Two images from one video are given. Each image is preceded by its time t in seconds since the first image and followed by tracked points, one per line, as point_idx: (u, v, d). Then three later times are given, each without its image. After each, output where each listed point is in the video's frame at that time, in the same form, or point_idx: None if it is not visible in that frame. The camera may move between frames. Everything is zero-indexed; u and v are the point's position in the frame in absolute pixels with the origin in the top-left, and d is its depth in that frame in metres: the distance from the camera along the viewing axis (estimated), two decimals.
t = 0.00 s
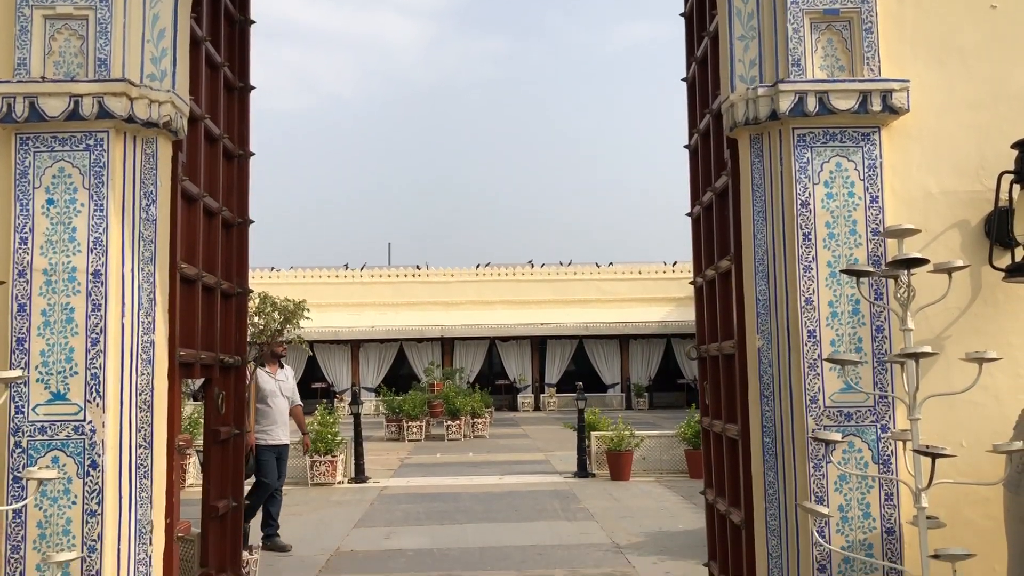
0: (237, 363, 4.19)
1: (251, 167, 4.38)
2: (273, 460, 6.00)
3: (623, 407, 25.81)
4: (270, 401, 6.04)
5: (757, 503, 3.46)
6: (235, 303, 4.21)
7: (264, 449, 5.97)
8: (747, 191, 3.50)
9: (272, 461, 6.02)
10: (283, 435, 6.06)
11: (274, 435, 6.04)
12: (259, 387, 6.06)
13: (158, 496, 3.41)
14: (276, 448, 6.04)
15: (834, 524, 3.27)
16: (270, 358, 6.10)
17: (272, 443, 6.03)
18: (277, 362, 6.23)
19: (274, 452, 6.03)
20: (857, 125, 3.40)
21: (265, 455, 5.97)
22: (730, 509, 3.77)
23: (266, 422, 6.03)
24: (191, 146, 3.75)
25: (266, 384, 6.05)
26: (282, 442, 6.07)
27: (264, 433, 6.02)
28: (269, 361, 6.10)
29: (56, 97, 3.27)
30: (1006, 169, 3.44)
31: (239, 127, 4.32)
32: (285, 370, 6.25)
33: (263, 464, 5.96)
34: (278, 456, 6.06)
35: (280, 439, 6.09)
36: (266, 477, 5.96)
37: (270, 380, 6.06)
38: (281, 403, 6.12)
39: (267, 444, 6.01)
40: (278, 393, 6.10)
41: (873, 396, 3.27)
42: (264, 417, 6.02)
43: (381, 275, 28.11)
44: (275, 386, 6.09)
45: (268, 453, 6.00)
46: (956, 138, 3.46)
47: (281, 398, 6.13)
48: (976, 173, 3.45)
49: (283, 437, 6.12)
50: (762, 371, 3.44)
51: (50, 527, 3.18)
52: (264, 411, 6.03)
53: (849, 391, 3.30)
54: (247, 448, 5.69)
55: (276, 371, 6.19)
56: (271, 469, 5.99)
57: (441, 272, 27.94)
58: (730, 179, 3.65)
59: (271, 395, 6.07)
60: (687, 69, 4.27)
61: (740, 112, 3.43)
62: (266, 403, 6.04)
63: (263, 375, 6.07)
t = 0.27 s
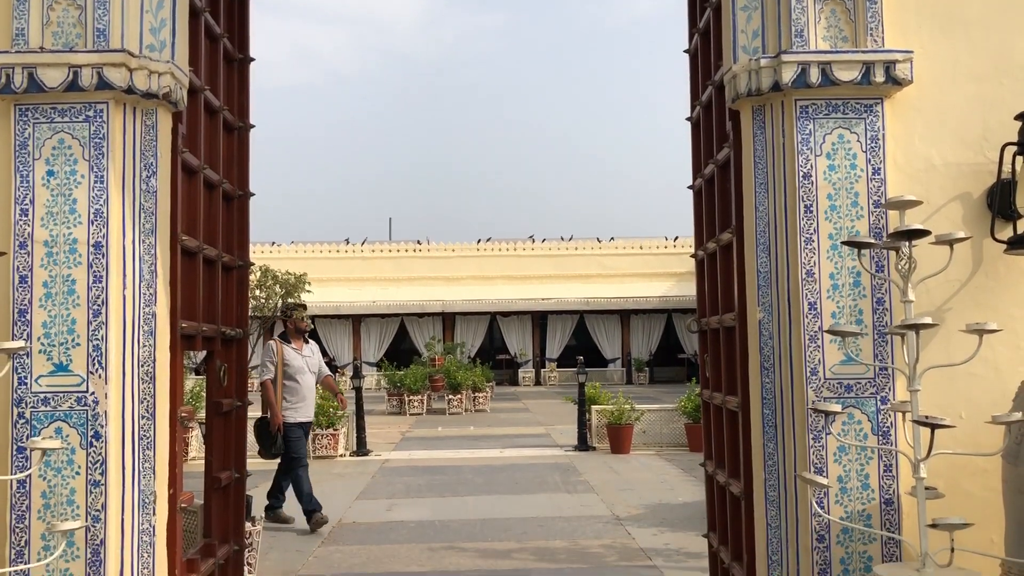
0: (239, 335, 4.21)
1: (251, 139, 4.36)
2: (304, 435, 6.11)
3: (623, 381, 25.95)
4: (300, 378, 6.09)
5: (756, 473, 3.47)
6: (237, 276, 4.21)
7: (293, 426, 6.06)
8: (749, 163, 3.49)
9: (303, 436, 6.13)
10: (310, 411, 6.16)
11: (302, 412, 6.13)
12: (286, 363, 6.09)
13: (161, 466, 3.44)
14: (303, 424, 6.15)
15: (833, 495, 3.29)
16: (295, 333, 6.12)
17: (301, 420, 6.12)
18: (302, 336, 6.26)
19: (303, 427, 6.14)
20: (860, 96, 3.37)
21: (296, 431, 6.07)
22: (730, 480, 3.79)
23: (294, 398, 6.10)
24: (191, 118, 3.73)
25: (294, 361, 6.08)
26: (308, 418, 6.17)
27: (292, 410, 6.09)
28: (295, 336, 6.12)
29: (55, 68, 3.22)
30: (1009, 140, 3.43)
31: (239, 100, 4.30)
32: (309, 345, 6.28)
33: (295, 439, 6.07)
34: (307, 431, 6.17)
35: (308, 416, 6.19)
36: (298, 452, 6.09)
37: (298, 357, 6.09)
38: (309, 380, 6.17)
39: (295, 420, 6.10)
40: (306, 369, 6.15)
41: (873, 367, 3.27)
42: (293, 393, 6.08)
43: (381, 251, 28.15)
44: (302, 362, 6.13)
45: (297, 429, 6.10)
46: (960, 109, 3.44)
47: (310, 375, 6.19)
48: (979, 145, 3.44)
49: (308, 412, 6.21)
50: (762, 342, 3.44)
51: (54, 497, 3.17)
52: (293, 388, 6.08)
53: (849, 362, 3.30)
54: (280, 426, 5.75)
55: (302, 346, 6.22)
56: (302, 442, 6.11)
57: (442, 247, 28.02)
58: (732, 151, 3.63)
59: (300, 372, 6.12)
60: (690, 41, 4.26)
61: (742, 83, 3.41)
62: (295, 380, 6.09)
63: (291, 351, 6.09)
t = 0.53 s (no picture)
0: (241, 315, 4.22)
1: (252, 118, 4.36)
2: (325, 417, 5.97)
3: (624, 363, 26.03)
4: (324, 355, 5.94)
5: (757, 451, 3.48)
6: (239, 255, 4.22)
7: (317, 407, 5.94)
8: (751, 142, 3.48)
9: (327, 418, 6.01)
10: (338, 389, 6.00)
11: (329, 390, 5.99)
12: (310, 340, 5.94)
13: (164, 445, 3.42)
14: (332, 403, 6.01)
15: (833, 473, 3.30)
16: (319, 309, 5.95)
17: (329, 399, 5.98)
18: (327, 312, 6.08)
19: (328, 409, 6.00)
20: (863, 75, 3.35)
21: (317, 412, 5.95)
22: (731, 459, 3.80)
23: (320, 377, 5.95)
24: (192, 96, 3.72)
25: (318, 339, 5.92)
26: (337, 396, 6.02)
27: (319, 389, 5.95)
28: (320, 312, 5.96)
29: (55, 45, 3.20)
30: (1013, 119, 3.42)
31: (240, 78, 4.30)
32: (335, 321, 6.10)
33: (318, 420, 5.97)
34: (335, 411, 6.04)
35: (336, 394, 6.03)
36: (320, 435, 5.97)
37: (321, 334, 5.93)
38: (334, 357, 6.00)
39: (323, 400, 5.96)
40: (330, 346, 5.98)
41: (874, 346, 3.27)
42: (319, 371, 5.93)
43: (383, 233, 28.17)
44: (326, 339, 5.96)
45: (323, 409, 5.98)
46: (964, 89, 3.43)
47: (335, 352, 6.02)
48: (983, 124, 3.43)
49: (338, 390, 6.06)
50: (763, 322, 3.44)
51: (58, 474, 3.17)
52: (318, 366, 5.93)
53: (850, 342, 3.30)
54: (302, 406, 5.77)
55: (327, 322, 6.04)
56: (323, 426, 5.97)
57: (444, 229, 28.05)
58: (735, 130, 3.62)
59: (325, 349, 5.95)
60: (692, 20, 4.25)
61: (745, 62, 3.40)
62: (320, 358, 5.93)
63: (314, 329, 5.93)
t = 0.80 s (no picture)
0: (243, 299, 4.22)
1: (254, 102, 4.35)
2: (343, 408, 5.95)
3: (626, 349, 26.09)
4: (348, 344, 5.86)
5: (757, 436, 3.49)
6: (240, 239, 4.23)
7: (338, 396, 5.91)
8: (754, 127, 3.47)
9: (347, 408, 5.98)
10: (361, 378, 5.91)
11: (352, 379, 5.91)
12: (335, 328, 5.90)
13: (167, 428, 3.42)
14: (355, 393, 5.94)
15: (834, 458, 3.31)
16: (346, 297, 5.89)
17: (352, 388, 5.91)
18: (355, 300, 6.00)
19: (347, 400, 5.95)
20: (867, 60, 3.34)
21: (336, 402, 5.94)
22: (732, 444, 3.81)
23: (344, 366, 5.88)
24: (194, 80, 3.71)
25: (343, 327, 5.87)
26: (360, 387, 5.93)
27: (342, 378, 5.89)
28: (347, 299, 5.90)
29: (56, 28, 3.19)
30: (1017, 105, 3.41)
31: (241, 63, 4.29)
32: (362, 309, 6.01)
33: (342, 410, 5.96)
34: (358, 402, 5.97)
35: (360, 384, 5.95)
36: (336, 425, 6.01)
37: (346, 321, 5.87)
38: (359, 346, 5.93)
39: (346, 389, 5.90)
40: (355, 334, 5.91)
41: (876, 332, 3.27)
42: (342, 360, 5.86)
43: (385, 219, 28.17)
44: (350, 327, 5.90)
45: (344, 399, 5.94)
46: (968, 74, 3.42)
47: (360, 341, 5.93)
48: (987, 110, 3.42)
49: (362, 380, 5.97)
50: (764, 307, 3.44)
51: (61, 457, 3.18)
52: (341, 355, 5.87)
53: (851, 327, 3.30)
54: (323, 395, 5.76)
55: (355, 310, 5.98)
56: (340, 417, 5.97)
57: (446, 214, 28.06)
58: (737, 115, 3.61)
59: (349, 337, 5.88)
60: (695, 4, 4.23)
61: (749, 46, 3.38)
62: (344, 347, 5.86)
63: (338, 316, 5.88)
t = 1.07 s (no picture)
0: (245, 288, 4.23)
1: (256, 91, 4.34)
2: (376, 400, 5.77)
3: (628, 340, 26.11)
4: (379, 331, 5.74)
5: (759, 425, 3.49)
6: (242, 229, 4.23)
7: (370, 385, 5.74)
8: (756, 117, 3.45)
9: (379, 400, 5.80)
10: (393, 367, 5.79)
11: (384, 367, 5.77)
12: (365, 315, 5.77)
13: (168, 415, 3.42)
14: (385, 381, 5.80)
15: (835, 448, 3.30)
16: (375, 284, 5.79)
17: (383, 376, 5.77)
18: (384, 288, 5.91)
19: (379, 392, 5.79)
20: (871, 49, 3.32)
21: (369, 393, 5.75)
22: (733, 434, 3.82)
23: (375, 353, 5.75)
24: (196, 68, 3.71)
25: (373, 314, 5.75)
26: (391, 375, 5.81)
27: (373, 366, 5.75)
28: (376, 286, 5.81)
29: (58, 16, 3.17)
30: (1021, 95, 3.40)
31: (243, 51, 4.28)
32: (391, 297, 5.92)
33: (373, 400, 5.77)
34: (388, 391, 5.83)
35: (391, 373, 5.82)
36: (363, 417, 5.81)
37: (377, 308, 5.76)
38: (390, 334, 5.82)
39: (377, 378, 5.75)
40: (386, 322, 5.80)
41: (878, 322, 3.27)
42: (373, 347, 5.73)
43: (387, 209, 28.17)
44: (381, 314, 5.79)
45: (375, 388, 5.77)
46: (972, 64, 3.41)
47: (391, 328, 5.83)
48: (990, 100, 3.41)
49: (392, 369, 5.84)
50: (767, 297, 3.43)
51: (64, 445, 3.19)
52: (373, 342, 5.74)
53: (854, 317, 3.29)
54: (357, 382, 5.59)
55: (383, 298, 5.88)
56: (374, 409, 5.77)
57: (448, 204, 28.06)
58: (741, 104, 3.60)
59: (380, 325, 5.77)
60: None
61: (752, 35, 3.36)
62: (375, 334, 5.74)
63: (368, 302, 5.77)
